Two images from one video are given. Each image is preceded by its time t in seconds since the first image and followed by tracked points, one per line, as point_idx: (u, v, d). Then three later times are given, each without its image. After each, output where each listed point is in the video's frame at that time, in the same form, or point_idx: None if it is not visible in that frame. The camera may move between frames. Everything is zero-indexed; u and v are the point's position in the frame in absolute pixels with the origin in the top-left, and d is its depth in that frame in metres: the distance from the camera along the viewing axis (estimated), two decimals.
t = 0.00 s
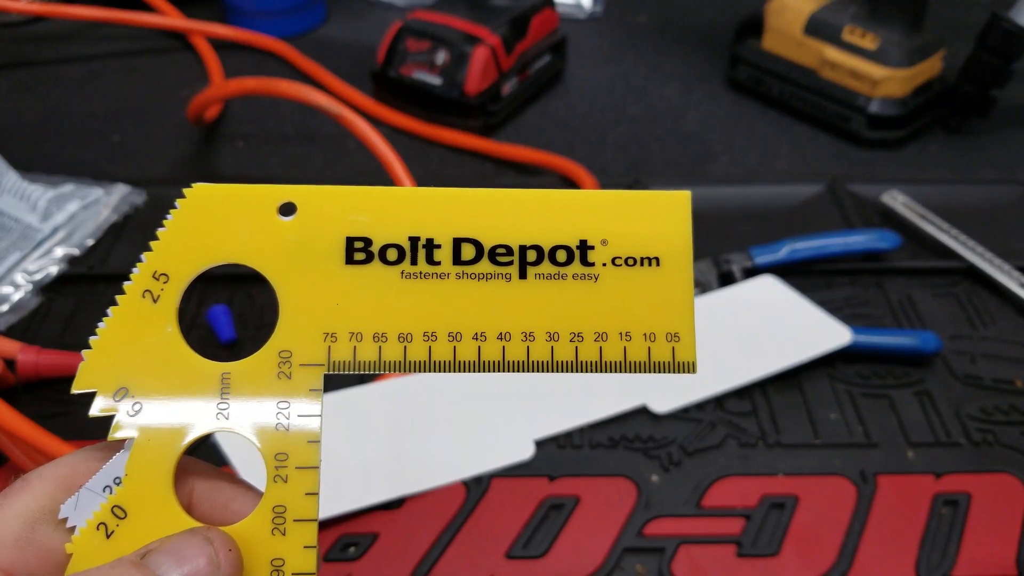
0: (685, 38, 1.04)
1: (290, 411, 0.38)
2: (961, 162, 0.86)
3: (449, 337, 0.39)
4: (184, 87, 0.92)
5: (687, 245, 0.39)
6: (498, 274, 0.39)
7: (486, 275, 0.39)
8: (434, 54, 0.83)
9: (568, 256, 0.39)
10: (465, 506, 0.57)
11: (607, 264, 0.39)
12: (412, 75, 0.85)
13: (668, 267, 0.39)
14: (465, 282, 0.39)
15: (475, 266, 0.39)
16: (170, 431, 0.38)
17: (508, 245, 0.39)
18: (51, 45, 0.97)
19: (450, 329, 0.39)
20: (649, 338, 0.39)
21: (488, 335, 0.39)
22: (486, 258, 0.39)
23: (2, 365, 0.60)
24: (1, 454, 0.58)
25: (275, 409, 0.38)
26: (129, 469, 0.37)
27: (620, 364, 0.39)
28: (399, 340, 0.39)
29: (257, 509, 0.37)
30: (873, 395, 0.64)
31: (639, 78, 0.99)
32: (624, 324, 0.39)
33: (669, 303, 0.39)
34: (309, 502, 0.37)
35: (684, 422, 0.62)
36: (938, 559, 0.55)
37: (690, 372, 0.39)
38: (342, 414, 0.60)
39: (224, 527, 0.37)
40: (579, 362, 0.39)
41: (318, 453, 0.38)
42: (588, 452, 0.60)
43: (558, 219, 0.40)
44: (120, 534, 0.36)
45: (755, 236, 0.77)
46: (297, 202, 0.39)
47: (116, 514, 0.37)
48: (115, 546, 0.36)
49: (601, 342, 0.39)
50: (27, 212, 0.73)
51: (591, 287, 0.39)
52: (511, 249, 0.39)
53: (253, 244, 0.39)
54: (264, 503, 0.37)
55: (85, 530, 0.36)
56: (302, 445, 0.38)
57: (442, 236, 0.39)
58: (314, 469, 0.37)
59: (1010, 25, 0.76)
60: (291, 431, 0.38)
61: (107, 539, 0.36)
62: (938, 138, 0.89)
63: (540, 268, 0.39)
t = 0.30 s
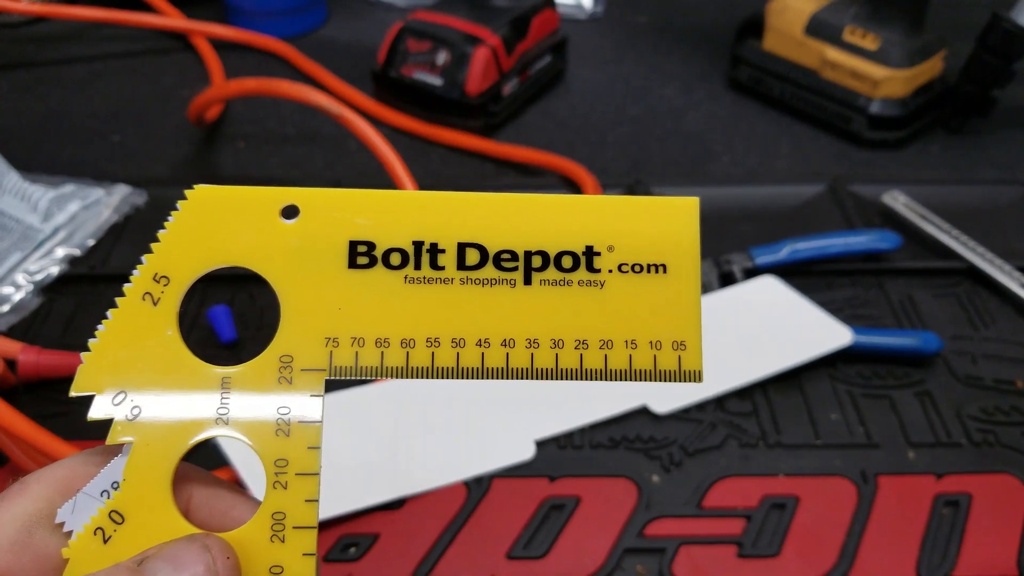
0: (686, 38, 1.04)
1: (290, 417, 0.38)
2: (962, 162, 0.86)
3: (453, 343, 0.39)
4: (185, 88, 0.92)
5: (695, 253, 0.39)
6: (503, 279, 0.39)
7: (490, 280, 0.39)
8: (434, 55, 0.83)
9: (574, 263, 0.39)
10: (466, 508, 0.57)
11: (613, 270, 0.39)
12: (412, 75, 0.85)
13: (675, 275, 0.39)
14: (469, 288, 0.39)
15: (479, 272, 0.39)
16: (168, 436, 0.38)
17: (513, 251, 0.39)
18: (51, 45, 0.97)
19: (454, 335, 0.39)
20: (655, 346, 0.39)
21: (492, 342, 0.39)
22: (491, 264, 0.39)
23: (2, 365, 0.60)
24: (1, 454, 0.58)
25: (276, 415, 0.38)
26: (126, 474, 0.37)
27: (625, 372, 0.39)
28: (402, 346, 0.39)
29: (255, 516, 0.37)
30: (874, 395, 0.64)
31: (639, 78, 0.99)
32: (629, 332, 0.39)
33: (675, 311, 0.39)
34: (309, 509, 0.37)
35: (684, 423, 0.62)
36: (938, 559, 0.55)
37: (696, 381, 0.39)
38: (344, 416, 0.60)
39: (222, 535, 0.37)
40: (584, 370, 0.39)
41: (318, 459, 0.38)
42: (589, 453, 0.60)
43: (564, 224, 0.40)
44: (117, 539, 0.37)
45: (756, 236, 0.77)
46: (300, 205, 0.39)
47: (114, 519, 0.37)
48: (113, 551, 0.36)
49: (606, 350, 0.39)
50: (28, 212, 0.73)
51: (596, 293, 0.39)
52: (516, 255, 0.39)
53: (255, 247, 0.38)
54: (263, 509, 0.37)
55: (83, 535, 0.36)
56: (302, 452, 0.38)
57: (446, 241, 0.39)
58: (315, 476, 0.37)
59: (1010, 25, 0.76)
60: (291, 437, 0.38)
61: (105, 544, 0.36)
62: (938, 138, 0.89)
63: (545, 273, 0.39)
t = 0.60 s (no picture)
0: (687, 39, 1.04)
1: (286, 414, 0.38)
2: (963, 163, 0.86)
3: (450, 339, 0.39)
4: (185, 88, 0.92)
5: (694, 249, 0.39)
6: (500, 275, 0.39)
7: (487, 276, 0.39)
8: (435, 55, 0.83)
9: (572, 258, 0.39)
10: (465, 507, 0.57)
11: (612, 266, 0.39)
12: (413, 76, 0.85)
13: (673, 270, 0.39)
14: (466, 283, 0.39)
15: (477, 267, 0.39)
16: (162, 434, 0.38)
17: (511, 246, 0.39)
18: (52, 46, 0.97)
19: (452, 331, 0.39)
20: (653, 342, 0.39)
21: (490, 338, 0.39)
22: (488, 259, 0.39)
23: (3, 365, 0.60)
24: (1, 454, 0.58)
25: (271, 412, 0.38)
26: (121, 472, 0.37)
27: (623, 368, 0.39)
28: (399, 342, 0.39)
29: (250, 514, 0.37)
30: (875, 396, 0.64)
31: (640, 79, 0.99)
32: (628, 328, 0.39)
33: (675, 308, 0.39)
34: (305, 508, 0.37)
35: (685, 423, 0.62)
36: (940, 560, 0.55)
37: (695, 377, 0.39)
38: (342, 412, 0.60)
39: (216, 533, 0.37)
40: (582, 367, 0.39)
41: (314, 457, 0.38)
42: (589, 453, 0.60)
43: (561, 219, 0.40)
44: (111, 537, 0.37)
45: (757, 237, 0.77)
46: (295, 200, 0.39)
47: (108, 518, 0.37)
48: (107, 549, 0.36)
49: (604, 346, 0.39)
50: (29, 213, 0.73)
51: (594, 289, 0.39)
52: (513, 250, 0.39)
53: (250, 242, 0.39)
54: (257, 508, 0.37)
55: (76, 534, 0.36)
56: (297, 450, 0.38)
57: (443, 236, 0.39)
58: (312, 474, 0.37)
59: (1012, 25, 0.76)
60: (287, 435, 0.38)
61: (99, 543, 0.36)
62: (939, 139, 0.88)
63: (543, 269, 0.39)
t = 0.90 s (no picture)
0: (686, 38, 1.04)
1: (286, 415, 0.38)
2: (963, 162, 0.86)
3: (448, 343, 0.39)
4: (184, 87, 0.92)
5: (691, 259, 0.39)
6: (499, 281, 0.39)
7: (486, 282, 0.39)
8: (433, 54, 0.83)
9: (570, 265, 0.39)
10: (464, 507, 0.57)
11: (610, 274, 0.39)
12: (412, 75, 0.85)
13: (670, 279, 0.39)
14: (465, 289, 0.39)
15: (477, 273, 0.39)
16: (163, 432, 0.38)
17: (511, 253, 0.39)
18: (51, 45, 0.97)
19: (450, 336, 0.39)
20: (649, 349, 0.39)
21: (488, 342, 0.39)
22: (487, 265, 0.39)
23: (1, 365, 0.60)
24: None
25: (271, 412, 0.38)
26: (122, 469, 0.37)
27: (618, 374, 0.39)
28: (398, 346, 0.39)
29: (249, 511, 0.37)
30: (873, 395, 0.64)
31: (639, 78, 0.99)
32: (624, 334, 0.39)
33: (671, 316, 0.39)
34: (303, 507, 0.37)
35: (684, 422, 0.62)
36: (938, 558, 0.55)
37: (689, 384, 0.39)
38: (342, 412, 0.60)
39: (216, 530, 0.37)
40: (578, 372, 0.39)
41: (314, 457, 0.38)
42: (588, 453, 0.60)
43: (561, 227, 0.40)
44: (111, 533, 0.37)
45: (756, 236, 0.77)
46: (300, 204, 0.39)
47: (108, 514, 0.37)
48: (107, 545, 0.36)
49: (600, 352, 0.39)
50: (26, 212, 0.73)
51: (592, 297, 0.39)
52: (513, 257, 0.39)
53: (254, 245, 0.39)
54: (257, 505, 0.37)
55: (77, 530, 0.37)
56: (297, 450, 0.38)
57: (444, 242, 0.39)
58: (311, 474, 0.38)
59: (1010, 25, 0.77)
60: (287, 436, 0.38)
61: (99, 539, 0.37)
62: (939, 139, 0.88)
63: (542, 275, 0.39)
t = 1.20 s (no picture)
0: (686, 38, 1.04)
1: (268, 421, 0.38)
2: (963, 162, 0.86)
3: (430, 349, 0.39)
4: (184, 87, 0.92)
5: (668, 262, 0.40)
6: (479, 286, 0.39)
7: (466, 288, 0.39)
8: (434, 54, 0.83)
9: (550, 270, 0.39)
10: (465, 507, 0.57)
11: (589, 278, 0.39)
12: (412, 75, 0.85)
13: (649, 281, 0.39)
14: (446, 295, 0.39)
15: (457, 280, 0.39)
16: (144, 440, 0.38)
17: (490, 259, 0.39)
18: (51, 45, 0.97)
19: (431, 342, 0.39)
20: (629, 352, 0.39)
21: (469, 348, 0.39)
22: (467, 271, 0.39)
23: (2, 365, 0.60)
24: None
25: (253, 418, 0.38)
26: (103, 479, 0.37)
27: (599, 378, 0.39)
28: (379, 353, 0.39)
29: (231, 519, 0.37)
30: (873, 394, 0.64)
31: (639, 78, 0.99)
32: (605, 338, 0.39)
33: (650, 317, 0.39)
34: (285, 513, 0.37)
35: (684, 422, 0.62)
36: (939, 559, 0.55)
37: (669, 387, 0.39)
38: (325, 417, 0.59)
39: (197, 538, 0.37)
40: (560, 377, 0.39)
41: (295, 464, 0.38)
42: (588, 453, 0.60)
43: (540, 232, 0.40)
44: (93, 543, 0.37)
45: (756, 236, 0.77)
46: (278, 213, 0.39)
47: (90, 524, 0.37)
48: (88, 554, 0.36)
49: (582, 356, 0.39)
50: (27, 212, 0.73)
51: (572, 301, 0.39)
52: (493, 262, 0.39)
53: (234, 254, 0.39)
54: (238, 513, 0.37)
55: (59, 539, 0.37)
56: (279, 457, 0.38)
57: (423, 249, 0.39)
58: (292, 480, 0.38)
59: (1010, 24, 0.77)
60: (269, 442, 0.38)
61: (81, 548, 0.36)
62: (938, 139, 0.88)
63: (522, 281, 0.39)
